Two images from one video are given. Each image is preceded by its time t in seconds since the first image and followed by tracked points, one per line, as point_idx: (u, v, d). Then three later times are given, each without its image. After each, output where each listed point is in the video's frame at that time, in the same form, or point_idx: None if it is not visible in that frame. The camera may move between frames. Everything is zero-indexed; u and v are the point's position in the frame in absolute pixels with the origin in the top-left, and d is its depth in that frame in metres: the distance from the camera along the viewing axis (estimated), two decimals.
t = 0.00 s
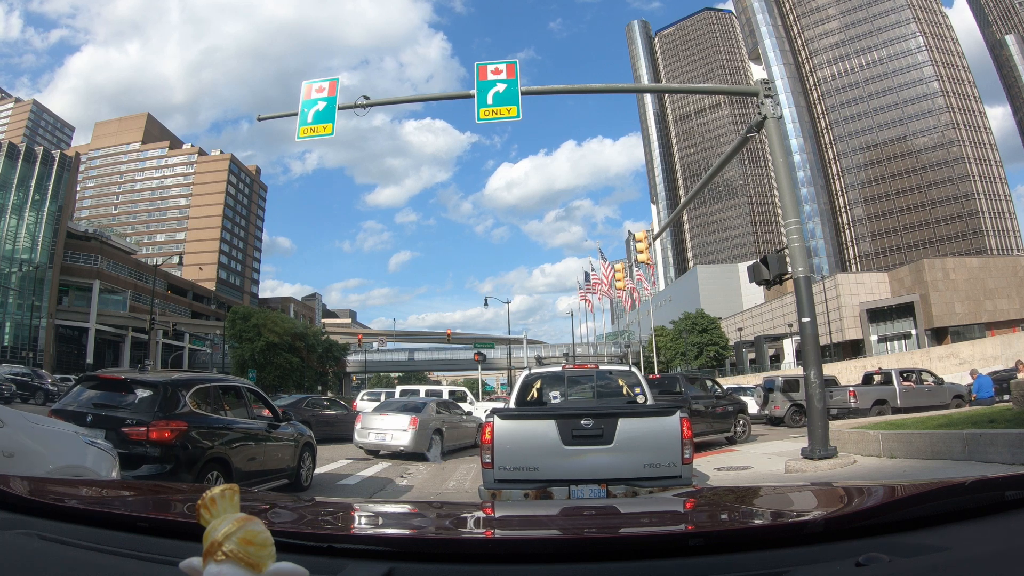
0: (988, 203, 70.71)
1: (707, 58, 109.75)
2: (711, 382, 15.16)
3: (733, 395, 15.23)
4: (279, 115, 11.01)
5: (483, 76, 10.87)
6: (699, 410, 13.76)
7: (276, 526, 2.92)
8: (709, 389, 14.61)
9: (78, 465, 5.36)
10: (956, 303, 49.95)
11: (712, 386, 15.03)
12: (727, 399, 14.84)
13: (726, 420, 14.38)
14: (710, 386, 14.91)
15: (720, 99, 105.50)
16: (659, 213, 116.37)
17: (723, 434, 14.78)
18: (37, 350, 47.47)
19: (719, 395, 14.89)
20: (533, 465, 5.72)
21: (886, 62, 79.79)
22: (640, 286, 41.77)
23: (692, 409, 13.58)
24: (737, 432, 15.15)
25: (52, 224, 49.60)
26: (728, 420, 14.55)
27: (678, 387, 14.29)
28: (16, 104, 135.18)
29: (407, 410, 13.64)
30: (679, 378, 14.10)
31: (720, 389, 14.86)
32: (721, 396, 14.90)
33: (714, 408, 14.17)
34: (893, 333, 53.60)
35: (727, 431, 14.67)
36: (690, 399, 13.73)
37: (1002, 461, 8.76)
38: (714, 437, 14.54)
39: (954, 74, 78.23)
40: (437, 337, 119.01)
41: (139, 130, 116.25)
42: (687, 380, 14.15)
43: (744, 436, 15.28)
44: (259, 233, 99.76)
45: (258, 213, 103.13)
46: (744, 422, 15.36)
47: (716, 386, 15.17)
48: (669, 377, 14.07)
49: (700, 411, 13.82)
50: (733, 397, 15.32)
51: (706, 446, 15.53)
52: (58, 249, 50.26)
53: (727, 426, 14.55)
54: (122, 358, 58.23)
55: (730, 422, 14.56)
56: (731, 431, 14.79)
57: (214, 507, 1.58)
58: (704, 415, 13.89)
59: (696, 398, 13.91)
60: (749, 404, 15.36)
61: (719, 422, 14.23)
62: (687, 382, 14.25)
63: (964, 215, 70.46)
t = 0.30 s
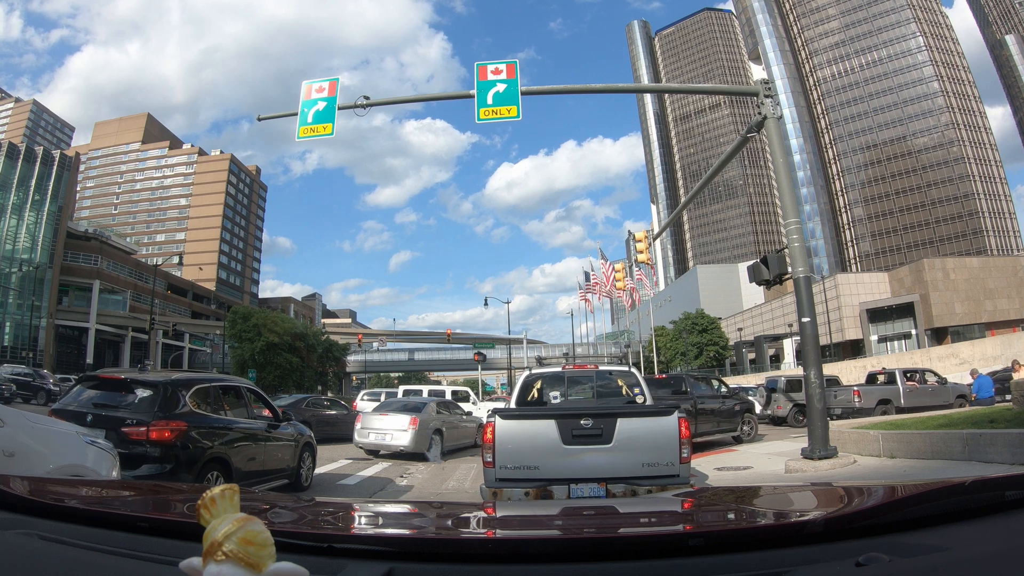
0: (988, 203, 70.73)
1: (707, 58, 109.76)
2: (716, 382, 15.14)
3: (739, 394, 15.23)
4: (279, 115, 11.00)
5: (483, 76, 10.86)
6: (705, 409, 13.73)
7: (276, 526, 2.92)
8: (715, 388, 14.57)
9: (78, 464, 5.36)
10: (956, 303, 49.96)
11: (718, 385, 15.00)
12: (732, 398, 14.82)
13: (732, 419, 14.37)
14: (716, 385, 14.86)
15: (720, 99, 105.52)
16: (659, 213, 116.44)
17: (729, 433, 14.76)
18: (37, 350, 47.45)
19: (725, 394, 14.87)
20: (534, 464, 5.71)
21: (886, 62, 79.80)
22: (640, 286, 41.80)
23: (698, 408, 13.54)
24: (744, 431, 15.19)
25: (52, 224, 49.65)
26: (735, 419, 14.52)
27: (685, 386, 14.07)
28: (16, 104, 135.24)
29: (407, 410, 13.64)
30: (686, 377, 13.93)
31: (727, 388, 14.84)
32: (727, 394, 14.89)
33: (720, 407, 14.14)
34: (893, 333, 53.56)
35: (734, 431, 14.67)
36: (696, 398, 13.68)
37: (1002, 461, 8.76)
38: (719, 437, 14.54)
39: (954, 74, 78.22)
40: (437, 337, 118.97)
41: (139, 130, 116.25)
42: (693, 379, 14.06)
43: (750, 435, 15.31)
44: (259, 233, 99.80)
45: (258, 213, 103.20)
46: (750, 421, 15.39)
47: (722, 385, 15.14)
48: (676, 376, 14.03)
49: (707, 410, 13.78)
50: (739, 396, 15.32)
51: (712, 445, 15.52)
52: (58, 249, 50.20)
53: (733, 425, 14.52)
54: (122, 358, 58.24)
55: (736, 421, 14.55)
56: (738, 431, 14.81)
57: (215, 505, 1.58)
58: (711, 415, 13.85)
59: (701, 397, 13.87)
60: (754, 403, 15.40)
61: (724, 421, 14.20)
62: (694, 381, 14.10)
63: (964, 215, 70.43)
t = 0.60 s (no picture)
0: (988, 203, 70.69)
1: (707, 58, 109.73)
2: (723, 382, 15.12)
3: (746, 394, 15.23)
4: (279, 114, 10.99)
5: (483, 76, 10.87)
6: (712, 409, 13.68)
7: (276, 526, 2.92)
8: (722, 388, 14.53)
9: (78, 465, 5.37)
10: (956, 303, 49.96)
11: (724, 385, 14.96)
12: (738, 397, 14.79)
13: (738, 418, 14.37)
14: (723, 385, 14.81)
15: (720, 99, 105.51)
16: (659, 213, 116.42)
17: (736, 433, 14.77)
18: (38, 350, 47.43)
19: (731, 393, 14.85)
20: (534, 463, 5.72)
21: (886, 62, 79.79)
22: (640, 286, 41.79)
23: (705, 407, 13.49)
24: (751, 430, 15.23)
25: (52, 224, 49.66)
26: (741, 419, 14.52)
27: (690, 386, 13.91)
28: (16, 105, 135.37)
29: (407, 410, 13.64)
30: (692, 377, 13.83)
31: (733, 388, 14.83)
32: (733, 394, 14.88)
33: (726, 407, 14.10)
34: (893, 333, 53.52)
35: (741, 430, 14.69)
36: (703, 397, 13.63)
37: (1002, 461, 8.77)
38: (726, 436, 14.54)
39: (955, 73, 78.19)
40: (437, 337, 119.00)
41: (139, 131, 116.29)
42: (700, 379, 13.97)
43: (757, 434, 15.33)
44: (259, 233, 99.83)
45: (258, 213, 103.23)
46: (757, 421, 15.39)
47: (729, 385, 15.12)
48: (681, 376, 13.98)
49: (714, 409, 13.75)
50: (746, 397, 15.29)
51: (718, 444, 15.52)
52: (57, 249, 50.17)
53: (740, 425, 14.52)
54: (122, 358, 58.22)
55: (742, 421, 14.55)
56: (745, 430, 14.83)
57: (214, 507, 1.58)
58: (717, 414, 13.82)
59: (708, 397, 13.82)
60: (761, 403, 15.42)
61: (730, 421, 14.18)
62: (700, 381, 13.98)
63: (964, 215, 70.40)
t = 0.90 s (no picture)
0: (988, 203, 70.70)
1: (707, 58, 109.71)
2: (729, 382, 15.10)
3: (753, 394, 15.19)
4: (278, 114, 10.98)
5: (483, 75, 10.87)
6: (718, 408, 13.63)
7: (277, 524, 2.92)
8: (728, 388, 14.49)
9: (76, 466, 5.37)
10: (956, 303, 49.96)
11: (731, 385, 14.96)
12: (745, 397, 14.77)
13: (745, 417, 14.38)
14: (730, 385, 14.79)
15: (720, 99, 105.47)
16: (659, 213, 116.41)
17: (744, 432, 14.75)
18: (37, 350, 47.43)
19: (739, 394, 14.84)
20: (536, 461, 5.71)
21: (886, 62, 79.84)
22: (640, 286, 41.75)
23: (711, 407, 13.46)
24: (757, 430, 15.22)
25: (51, 224, 49.64)
26: (749, 418, 14.53)
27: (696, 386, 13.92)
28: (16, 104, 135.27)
29: (407, 410, 13.65)
30: (698, 377, 13.84)
31: (740, 388, 14.80)
32: (740, 394, 14.88)
33: (732, 406, 14.08)
34: (893, 333, 53.54)
35: (748, 430, 14.68)
36: (708, 397, 13.61)
37: (1003, 461, 8.77)
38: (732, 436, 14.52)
39: (954, 74, 78.23)
40: (437, 337, 118.95)
41: (139, 131, 116.26)
42: (706, 379, 13.94)
43: (764, 434, 15.33)
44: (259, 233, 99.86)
45: (258, 213, 103.28)
46: (764, 420, 15.40)
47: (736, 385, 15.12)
48: (687, 376, 13.97)
49: (720, 409, 13.70)
50: (753, 397, 15.25)
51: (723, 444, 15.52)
52: (57, 249, 50.19)
53: (747, 424, 14.53)
54: (122, 358, 58.23)
55: (749, 421, 14.56)
56: (751, 430, 14.81)
57: (215, 506, 1.58)
58: (723, 414, 13.78)
59: (714, 397, 13.79)
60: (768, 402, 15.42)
61: (737, 420, 14.14)
62: (705, 381, 13.94)
63: (964, 215, 70.39)
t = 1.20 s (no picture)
0: (988, 203, 70.71)
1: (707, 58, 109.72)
2: (736, 382, 15.11)
3: (760, 393, 15.21)
4: (276, 111, 10.98)
5: (483, 72, 10.86)
6: (724, 407, 13.63)
7: (276, 524, 2.92)
8: (733, 388, 14.47)
9: (65, 466, 5.36)
10: (957, 303, 49.93)
11: (738, 385, 14.97)
12: (751, 397, 14.78)
13: (752, 417, 14.40)
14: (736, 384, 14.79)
15: (720, 99, 105.48)
16: (659, 213, 116.44)
17: (752, 432, 14.78)
18: (37, 350, 47.44)
19: (745, 393, 14.86)
20: (537, 461, 5.71)
21: (886, 62, 79.85)
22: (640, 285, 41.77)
23: (718, 406, 13.45)
24: (764, 429, 15.25)
25: (51, 224, 49.57)
26: (756, 417, 14.56)
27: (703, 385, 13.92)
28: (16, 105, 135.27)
29: (407, 410, 13.64)
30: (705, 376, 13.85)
31: (746, 387, 14.81)
32: (747, 394, 14.89)
33: (738, 405, 14.08)
34: (893, 333, 53.56)
35: (755, 429, 14.72)
36: (714, 396, 13.60)
37: (1011, 462, 8.78)
38: (739, 435, 14.55)
39: (955, 73, 78.23)
40: (437, 337, 118.89)
41: (139, 131, 116.27)
42: (713, 379, 13.92)
43: (771, 433, 15.37)
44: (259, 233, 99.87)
45: (258, 213, 103.33)
46: (770, 419, 15.45)
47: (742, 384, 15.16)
48: (693, 376, 13.95)
49: (726, 408, 13.70)
50: (760, 397, 15.27)
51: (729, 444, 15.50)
52: (57, 249, 50.15)
53: (754, 424, 14.55)
54: (122, 358, 58.27)
55: (755, 420, 14.58)
56: (758, 429, 14.84)
57: (216, 504, 1.58)
58: (730, 413, 13.77)
59: (721, 395, 13.78)
60: (774, 402, 15.46)
61: (743, 420, 14.16)
62: (712, 380, 13.94)
63: (964, 215, 70.41)
